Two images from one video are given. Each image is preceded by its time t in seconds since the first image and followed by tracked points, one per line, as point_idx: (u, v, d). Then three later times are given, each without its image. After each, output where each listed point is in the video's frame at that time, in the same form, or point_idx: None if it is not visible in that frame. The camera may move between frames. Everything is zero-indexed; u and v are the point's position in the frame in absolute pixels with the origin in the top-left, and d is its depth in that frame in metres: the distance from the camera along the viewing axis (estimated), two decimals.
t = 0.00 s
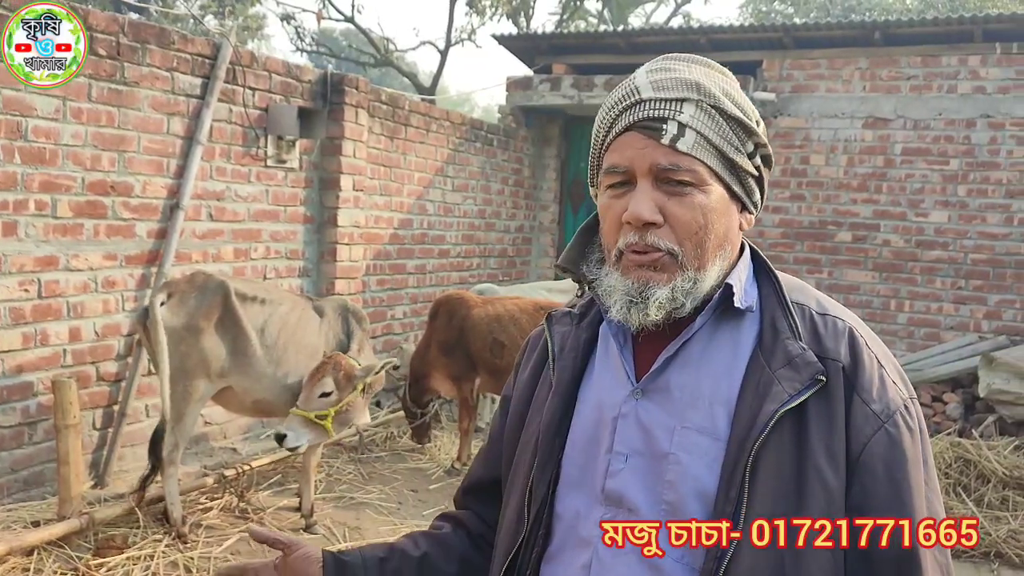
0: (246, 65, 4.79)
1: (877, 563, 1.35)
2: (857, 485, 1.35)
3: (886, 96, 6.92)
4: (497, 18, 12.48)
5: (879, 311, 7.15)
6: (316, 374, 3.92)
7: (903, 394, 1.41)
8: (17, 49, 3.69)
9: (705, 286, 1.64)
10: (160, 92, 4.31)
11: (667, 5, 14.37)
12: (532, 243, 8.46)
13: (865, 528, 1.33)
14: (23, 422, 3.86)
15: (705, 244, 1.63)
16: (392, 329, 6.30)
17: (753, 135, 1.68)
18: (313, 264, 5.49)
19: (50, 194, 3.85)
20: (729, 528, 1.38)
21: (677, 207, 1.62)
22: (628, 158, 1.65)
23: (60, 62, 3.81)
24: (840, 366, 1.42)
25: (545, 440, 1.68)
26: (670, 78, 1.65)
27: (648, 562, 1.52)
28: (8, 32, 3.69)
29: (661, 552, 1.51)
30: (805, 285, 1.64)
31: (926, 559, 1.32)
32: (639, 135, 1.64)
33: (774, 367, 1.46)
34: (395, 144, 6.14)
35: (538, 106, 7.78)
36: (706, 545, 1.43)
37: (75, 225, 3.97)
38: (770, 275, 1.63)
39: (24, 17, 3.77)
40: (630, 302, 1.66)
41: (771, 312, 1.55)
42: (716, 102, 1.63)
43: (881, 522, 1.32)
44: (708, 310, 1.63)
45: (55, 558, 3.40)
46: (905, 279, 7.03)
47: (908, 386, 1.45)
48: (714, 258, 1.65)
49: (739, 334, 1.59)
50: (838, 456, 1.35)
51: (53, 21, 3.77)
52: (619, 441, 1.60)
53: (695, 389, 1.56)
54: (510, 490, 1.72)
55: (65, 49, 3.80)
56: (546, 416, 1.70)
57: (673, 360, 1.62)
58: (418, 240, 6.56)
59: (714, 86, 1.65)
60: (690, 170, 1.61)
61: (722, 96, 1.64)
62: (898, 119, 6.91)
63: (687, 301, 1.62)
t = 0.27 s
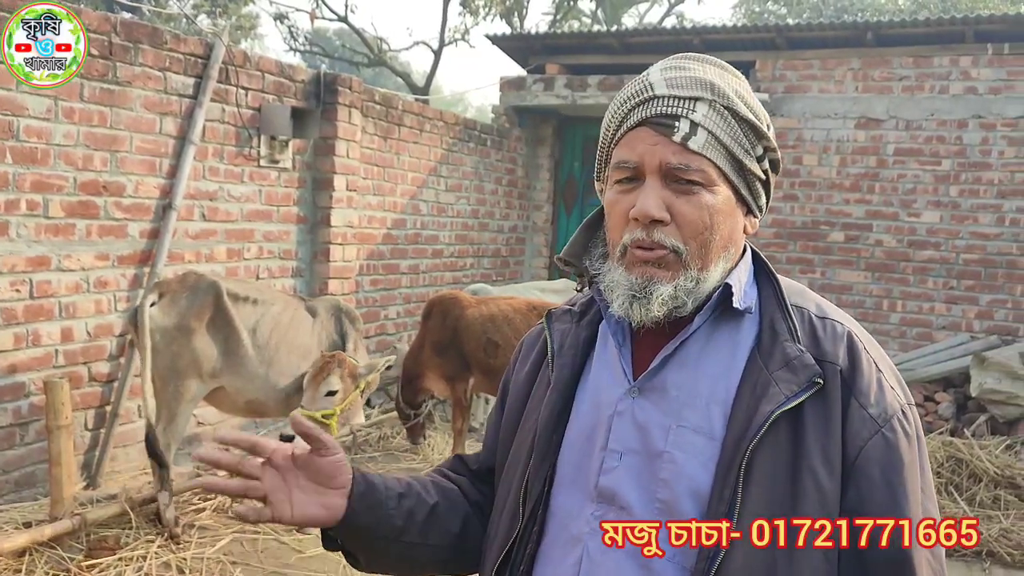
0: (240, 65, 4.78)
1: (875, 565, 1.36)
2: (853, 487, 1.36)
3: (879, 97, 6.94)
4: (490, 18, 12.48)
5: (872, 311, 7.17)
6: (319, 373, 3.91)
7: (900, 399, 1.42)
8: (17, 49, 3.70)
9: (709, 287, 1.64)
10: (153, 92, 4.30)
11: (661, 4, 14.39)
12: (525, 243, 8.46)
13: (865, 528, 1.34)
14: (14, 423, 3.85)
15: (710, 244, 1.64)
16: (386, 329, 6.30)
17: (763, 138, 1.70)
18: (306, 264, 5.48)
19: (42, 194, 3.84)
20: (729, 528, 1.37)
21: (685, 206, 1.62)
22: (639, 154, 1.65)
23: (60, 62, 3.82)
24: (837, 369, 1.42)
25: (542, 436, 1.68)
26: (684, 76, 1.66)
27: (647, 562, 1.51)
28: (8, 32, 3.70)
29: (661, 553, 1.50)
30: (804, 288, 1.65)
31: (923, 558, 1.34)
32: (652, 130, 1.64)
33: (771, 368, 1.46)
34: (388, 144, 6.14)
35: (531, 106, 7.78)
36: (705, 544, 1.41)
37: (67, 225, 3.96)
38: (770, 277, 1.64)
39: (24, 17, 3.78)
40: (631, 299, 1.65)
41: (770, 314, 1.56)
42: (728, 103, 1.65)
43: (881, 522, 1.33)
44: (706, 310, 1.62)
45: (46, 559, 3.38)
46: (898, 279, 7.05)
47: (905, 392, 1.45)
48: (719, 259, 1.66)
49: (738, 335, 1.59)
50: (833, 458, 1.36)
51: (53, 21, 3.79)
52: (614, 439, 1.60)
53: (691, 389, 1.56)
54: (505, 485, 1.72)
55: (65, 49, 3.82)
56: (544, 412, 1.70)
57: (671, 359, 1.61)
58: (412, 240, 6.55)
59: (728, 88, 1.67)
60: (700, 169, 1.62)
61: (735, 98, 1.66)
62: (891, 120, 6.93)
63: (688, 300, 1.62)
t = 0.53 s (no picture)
0: (234, 64, 4.77)
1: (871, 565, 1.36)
2: (853, 487, 1.36)
3: (874, 96, 6.96)
4: (486, 17, 12.47)
5: (867, 310, 7.19)
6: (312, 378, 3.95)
7: (901, 400, 1.42)
8: (16, 49, 3.71)
9: (710, 288, 1.64)
10: (148, 91, 4.29)
11: (656, 4, 14.40)
12: (521, 242, 8.46)
13: (865, 528, 1.34)
14: (8, 423, 3.84)
15: (711, 245, 1.64)
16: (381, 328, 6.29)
17: (768, 139, 1.69)
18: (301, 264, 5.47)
19: (36, 193, 3.83)
20: (729, 527, 1.37)
21: (686, 206, 1.62)
22: (641, 153, 1.65)
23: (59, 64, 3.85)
24: (838, 368, 1.42)
25: (545, 431, 1.65)
26: (690, 75, 1.66)
27: (646, 562, 1.51)
28: (9, 32, 3.70)
29: (661, 553, 1.50)
30: (807, 288, 1.65)
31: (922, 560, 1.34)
32: (655, 130, 1.64)
33: (772, 366, 1.46)
34: (384, 143, 6.13)
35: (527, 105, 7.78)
36: (705, 545, 1.40)
37: (61, 224, 3.95)
38: (773, 276, 1.64)
39: (25, 18, 3.79)
40: (631, 298, 1.65)
41: (772, 312, 1.56)
42: (733, 104, 1.64)
43: (881, 522, 1.33)
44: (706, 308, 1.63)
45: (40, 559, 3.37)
46: (893, 278, 7.07)
47: (906, 393, 1.46)
48: (721, 260, 1.66)
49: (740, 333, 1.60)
50: (832, 457, 1.36)
51: (52, 21, 3.79)
52: (613, 434, 1.60)
53: (692, 386, 1.57)
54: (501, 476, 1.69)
55: (66, 49, 3.84)
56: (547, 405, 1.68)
57: (673, 355, 1.62)
58: (407, 239, 6.54)
59: (733, 87, 1.67)
60: (702, 170, 1.62)
61: (740, 98, 1.65)
62: (886, 119, 6.94)
63: (688, 300, 1.62)
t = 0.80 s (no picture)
0: (231, 64, 4.76)
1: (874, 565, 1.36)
2: (856, 490, 1.36)
3: (870, 96, 6.96)
4: (483, 17, 12.47)
5: (863, 309, 7.20)
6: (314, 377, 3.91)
7: (906, 402, 1.43)
8: (16, 48, 3.71)
9: (715, 290, 1.64)
10: (144, 90, 4.29)
11: (653, 3, 14.40)
12: (518, 242, 8.46)
13: (865, 528, 1.34)
14: (4, 423, 3.84)
15: (717, 246, 1.64)
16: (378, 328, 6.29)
17: (774, 139, 1.70)
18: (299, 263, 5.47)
19: (32, 193, 3.82)
20: (729, 527, 1.37)
21: (693, 208, 1.62)
22: (648, 154, 1.65)
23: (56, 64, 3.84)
24: (843, 370, 1.42)
25: (549, 431, 1.64)
26: (696, 75, 1.66)
27: (646, 562, 1.51)
28: (7, 31, 3.70)
29: (661, 553, 1.51)
30: (811, 290, 1.66)
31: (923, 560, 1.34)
32: (662, 131, 1.64)
33: (776, 368, 1.47)
34: (381, 142, 6.13)
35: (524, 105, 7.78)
36: (705, 545, 1.41)
37: (57, 223, 3.94)
38: (777, 278, 1.65)
39: (23, 17, 3.80)
40: (636, 299, 1.65)
41: (777, 314, 1.57)
42: (740, 104, 1.65)
43: (881, 522, 1.33)
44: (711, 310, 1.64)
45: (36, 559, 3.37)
46: (889, 277, 7.08)
47: (910, 395, 1.46)
48: (727, 262, 1.66)
49: (744, 334, 1.60)
50: (836, 459, 1.36)
51: (52, 20, 3.79)
52: (616, 435, 1.60)
53: (696, 387, 1.57)
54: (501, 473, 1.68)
55: (66, 49, 3.85)
56: (550, 404, 1.66)
57: (676, 356, 1.63)
58: (404, 239, 6.54)
59: (740, 88, 1.67)
60: (709, 172, 1.62)
61: (746, 98, 1.66)
62: (882, 119, 6.95)
63: (694, 302, 1.63)
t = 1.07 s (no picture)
0: (229, 63, 4.75)
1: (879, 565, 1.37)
2: (862, 496, 1.36)
3: (868, 95, 6.97)
4: (480, 16, 12.46)
5: (861, 309, 7.21)
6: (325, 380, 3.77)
7: (910, 407, 1.43)
8: (16, 49, 3.72)
9: (705, 291, 1.62)
10: (142, 90, 4.28)
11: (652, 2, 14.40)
12: (516, 241, 8.45)
13: (865, 528, 1.35)
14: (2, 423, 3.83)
15: (704, 247, 1.63)
16: (376, 328, 6.28)
17: (767, 134, 1.65)
18: (297, 263, 5.47)
19: (30, 193, 3.81)
20: (729, 528, 1.38)
21: (677, 209, 1.61)
22: (633, 155, 1.65)
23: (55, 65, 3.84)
24: (849, 376, 1.42)
25: (545, 436, 1.66)
26: (683, 73, 1.65)
27: (647, 562, 1.52)
28: (7, 32, 3.71)
29: (661, 553, 1.52)
30: (813, 292, 1.66)
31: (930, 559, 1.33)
32: (645, 132, 1.64)
33: (782, 374, 1.46)
34: (379, 142, 6.12)
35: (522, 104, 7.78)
36: (707, 545, 1.44)
37: (55, 224, 3.94)
38: (780, 281, 1.64)
39: (23, 17, 3.80)
40: (623, 302, 1.66)
41: (780, 318, 1.56)
42: (726, 101, 1.62)
43: (881, 522, 1.34)
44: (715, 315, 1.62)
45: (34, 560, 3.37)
46: (887, 276, 7.08)
47: (913, 399, 1.46)
48: (716, 262, 1.64)
49: (747, 340, 1.59)
50: (843, 466, 1.36)
51: (52, 21, 3.79)
52: (619, 442, 1.60)
53: (699, 392, 1.56)
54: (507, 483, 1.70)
55: (65, 49, 3.85)
56: (546, 411, 1.69)
57: (679, 362, 1.61)
58: (402, 239, 6.54)
59: (729, 84, 1.64)
60: (693, 171, 1.61)
61: (734, 94, 1.63)
62: (880, 118, 6.96)
63: (683, 304, 1.62)
